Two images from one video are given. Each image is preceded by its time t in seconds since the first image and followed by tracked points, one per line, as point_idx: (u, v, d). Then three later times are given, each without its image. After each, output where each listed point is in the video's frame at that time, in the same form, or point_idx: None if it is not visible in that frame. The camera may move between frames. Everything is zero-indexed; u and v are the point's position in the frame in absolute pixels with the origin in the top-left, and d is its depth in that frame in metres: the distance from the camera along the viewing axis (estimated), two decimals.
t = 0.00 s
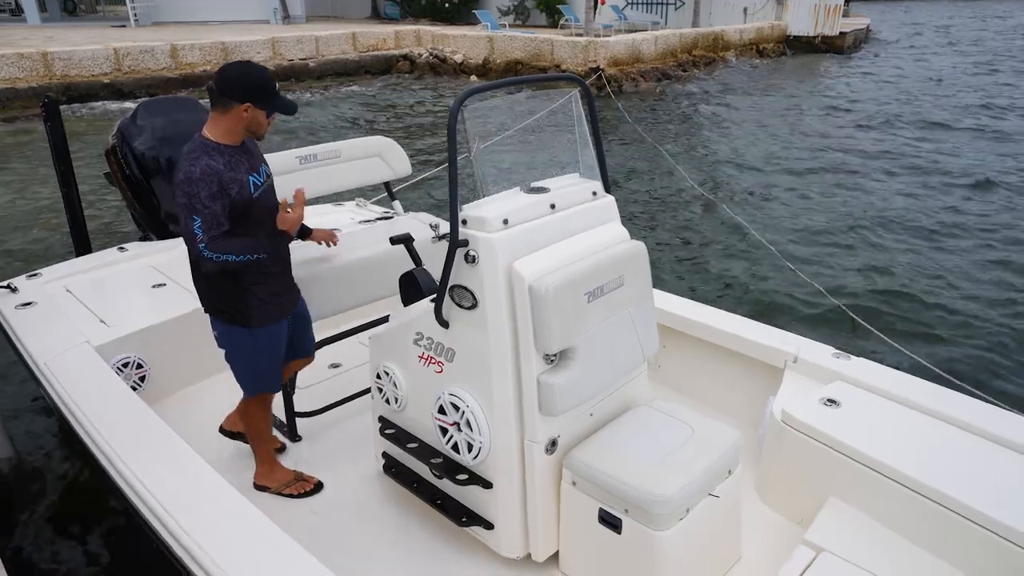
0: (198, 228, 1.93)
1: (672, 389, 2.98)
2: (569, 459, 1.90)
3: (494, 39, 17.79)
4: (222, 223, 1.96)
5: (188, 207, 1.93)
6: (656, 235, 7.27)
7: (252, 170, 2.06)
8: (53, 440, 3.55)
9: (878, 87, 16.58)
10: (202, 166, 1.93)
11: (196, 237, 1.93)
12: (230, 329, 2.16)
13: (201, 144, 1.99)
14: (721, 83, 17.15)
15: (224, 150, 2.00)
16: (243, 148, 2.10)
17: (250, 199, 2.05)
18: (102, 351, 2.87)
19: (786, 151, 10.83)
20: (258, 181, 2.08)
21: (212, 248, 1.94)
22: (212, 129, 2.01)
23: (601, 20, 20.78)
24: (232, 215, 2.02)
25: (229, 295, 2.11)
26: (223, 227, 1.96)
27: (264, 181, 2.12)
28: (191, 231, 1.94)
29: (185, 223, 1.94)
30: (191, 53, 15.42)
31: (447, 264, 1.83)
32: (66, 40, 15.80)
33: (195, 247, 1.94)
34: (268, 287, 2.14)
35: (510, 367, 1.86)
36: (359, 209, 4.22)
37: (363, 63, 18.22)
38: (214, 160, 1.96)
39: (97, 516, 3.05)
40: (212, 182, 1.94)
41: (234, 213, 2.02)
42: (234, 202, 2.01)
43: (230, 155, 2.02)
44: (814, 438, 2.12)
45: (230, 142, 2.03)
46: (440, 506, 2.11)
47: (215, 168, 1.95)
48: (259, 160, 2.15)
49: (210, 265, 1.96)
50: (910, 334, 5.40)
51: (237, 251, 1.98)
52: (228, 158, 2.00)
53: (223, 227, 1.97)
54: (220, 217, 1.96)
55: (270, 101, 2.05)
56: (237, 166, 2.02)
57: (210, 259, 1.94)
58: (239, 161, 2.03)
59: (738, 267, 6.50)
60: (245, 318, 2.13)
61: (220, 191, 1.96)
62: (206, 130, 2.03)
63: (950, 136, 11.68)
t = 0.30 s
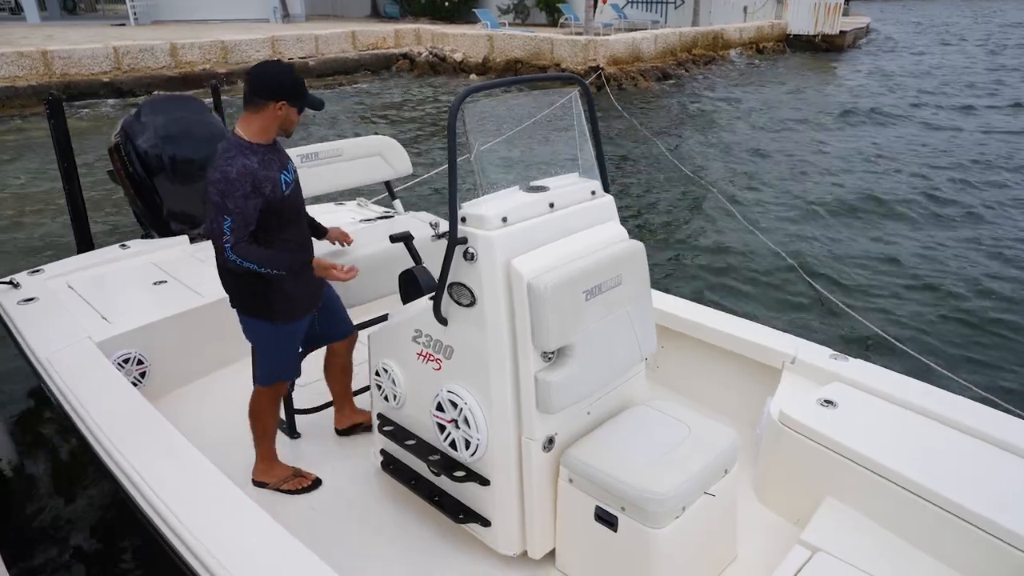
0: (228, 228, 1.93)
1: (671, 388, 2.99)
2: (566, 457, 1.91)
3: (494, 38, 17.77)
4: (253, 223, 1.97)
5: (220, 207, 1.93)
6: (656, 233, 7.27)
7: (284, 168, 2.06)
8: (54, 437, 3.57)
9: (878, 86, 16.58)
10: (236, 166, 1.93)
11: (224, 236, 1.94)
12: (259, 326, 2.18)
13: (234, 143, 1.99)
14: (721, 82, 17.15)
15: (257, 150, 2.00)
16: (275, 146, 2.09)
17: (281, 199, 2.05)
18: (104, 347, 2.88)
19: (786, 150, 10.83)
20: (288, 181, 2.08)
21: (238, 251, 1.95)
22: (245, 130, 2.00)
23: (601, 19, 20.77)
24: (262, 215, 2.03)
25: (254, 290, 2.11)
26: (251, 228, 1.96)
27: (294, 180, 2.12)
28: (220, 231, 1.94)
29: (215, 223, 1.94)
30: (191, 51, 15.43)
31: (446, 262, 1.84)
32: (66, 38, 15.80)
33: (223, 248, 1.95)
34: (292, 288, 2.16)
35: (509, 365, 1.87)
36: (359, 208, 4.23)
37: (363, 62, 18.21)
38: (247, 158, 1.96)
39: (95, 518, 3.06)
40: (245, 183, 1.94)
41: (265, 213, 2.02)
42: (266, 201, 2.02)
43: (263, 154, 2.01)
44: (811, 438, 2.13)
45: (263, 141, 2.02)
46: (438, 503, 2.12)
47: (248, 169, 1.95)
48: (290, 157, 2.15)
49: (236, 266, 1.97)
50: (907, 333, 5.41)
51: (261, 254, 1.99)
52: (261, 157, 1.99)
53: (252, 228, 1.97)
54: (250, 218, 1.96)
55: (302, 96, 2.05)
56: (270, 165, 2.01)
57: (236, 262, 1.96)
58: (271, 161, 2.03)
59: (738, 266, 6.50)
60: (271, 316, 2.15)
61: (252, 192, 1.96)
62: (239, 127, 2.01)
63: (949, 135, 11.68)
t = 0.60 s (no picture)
0: (283, 191, 1.96)
1: (671, 386, 2.98)
2: (566, 457, 1.91)
3: (494, 33, 17.73)
4: (307, 192, 1.99)
5: (277, 171, 1.97)
6: (656, 230, 7.26)
7: (343, 154, 2.10)
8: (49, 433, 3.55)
9: (878, 82, 16.53)
10: (297, 138, 1.99)
11: (279, 200, 1.97)
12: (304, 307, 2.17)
13: (298, 121, 2.04)
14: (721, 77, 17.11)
15: (322, 130, 2.05)
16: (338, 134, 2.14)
17: (337, 180, 2.08)
18: (101, 345, 2.88)
19: (786, 145, 10.81)
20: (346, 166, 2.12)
21: (287, 215, 1.97)
22: (308, 112, 2.05)
23: (601, 14, 20.71)
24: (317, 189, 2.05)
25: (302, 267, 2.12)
26: (305, 197, 1.98)
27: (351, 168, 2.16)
28: (275, 194, 1.98)
29: (271, 186, 1.98)
30: (190, 46, 15.42)
31: (444, 262, 1.83)
32: (65, 34, 15.78)
33: (275, 210, 1.98)
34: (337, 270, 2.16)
35: (508, 365, 1.86)
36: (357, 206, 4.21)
37: (363, 57, 18.18)
38: (308, 135, 2.02)
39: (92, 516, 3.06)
40: (304, 155, 1.98)
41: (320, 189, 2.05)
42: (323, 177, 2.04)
43: (326, 136, 2.06)
44: (812, 437, 2.12)
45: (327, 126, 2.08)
46: (438, 503, 2.12)
47: (309, 143, 1.99)
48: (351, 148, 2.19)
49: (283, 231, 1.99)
50: (907, 329, 5.40)
51: (311, 220, 1.99)
52: (323, 137, 2.04)
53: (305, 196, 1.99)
54: (306, 187, 1.99)
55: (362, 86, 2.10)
56: (331, 146, 2.06)
57: (284, 224, 1.97)
58: (333, 143, 2.07)
59: (738, 261, 6.49)
60: (316, 297, 2.15)
61: (310, 164, 1.99)
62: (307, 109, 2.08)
63: (950, 130, 11.65)
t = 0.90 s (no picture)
0: (334, 145, 2.00)
1: (673, 387, 2.96)
2: (567, 459, 1.89)
3: (494, 33, 17.71)
4: (356, 153, 2.03)
5: (333, 127, 2.02)
6: (657, 229, 7.24)
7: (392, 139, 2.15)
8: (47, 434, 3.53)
9: (878, 81, 16.52)
10: (356, 106, 2.05)
11: (327, 151, 2.00)
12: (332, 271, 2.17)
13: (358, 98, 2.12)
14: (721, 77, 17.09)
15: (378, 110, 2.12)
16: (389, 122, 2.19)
17: (383, 157, 2.11)
18: (97, 352, 2.86)
19: (786, 145, 10.79)
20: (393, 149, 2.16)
21: (335, 166, 2.00)
22: (368, 88, 2.11)
23: (601, 14, 20.68)
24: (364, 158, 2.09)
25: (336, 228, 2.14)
26: (352, 156, 2.02)
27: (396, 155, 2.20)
28: (326, 146, 2.01)
29: (324, 139, 2.03)
30: (190, 46, 15.40)
31: (442, 264, 1.81)
32: (65, 33, 15.76)
33: (323, 160, 2.01)
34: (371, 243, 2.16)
35: (508, 367, 1.84)
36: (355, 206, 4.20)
37: (363, 57, 18.16)
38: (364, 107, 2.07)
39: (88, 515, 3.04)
40: (360, 121, 2.04)
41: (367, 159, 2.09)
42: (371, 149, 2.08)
43: (381, 116, 2.13)
44: (815, 436, 2.10)
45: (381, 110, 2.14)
46: (439, 506, 2.10)
47: (366, 114, 2.06)
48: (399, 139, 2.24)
49: (326, 181, 2.00)
50: (910, 326, 5.38)
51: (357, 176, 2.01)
52: (378, 115, 2.11)
53: (354, 157, 2.03)
54: (355, 148, 2.02)
55: (418, 76, 2.17)
56: (384, 125, 2.12)
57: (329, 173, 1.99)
58: (386, 125, 2.13)
59: (739, 261, 6.47)
60: (344, 263, 2.15)
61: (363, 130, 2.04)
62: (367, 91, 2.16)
63: (950, 130, 11.64)
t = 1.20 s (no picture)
0: (367, 122, 2.04)
1: (674, 386, 2.94)
2: (571, 454, 1.88)
3: (494, 32, 17.69)
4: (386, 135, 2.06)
5: (368, 106, 2.07)
6: (658, 228, 7.22)
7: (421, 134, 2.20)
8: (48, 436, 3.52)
9: (879, 81, 16.50)
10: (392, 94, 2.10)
11: (359, 124, 2.04)
12: (347, 248, 2.20)
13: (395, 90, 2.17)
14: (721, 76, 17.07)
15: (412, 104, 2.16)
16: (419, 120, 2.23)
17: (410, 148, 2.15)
18: (96, 353, 2.85)
19: (787, 144, 10.78)
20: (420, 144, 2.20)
21: (365, 139, 2.03)
22: (395, 88, 2.14)
23: (601, 13, 20.64)
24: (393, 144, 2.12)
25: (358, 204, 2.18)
26: (384, 135, 2.05)
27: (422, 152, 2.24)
28: (359, 121, 2.05)
29: (357, 115, 2.06)
30: (190, 46, 15.38)
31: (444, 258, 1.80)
32: (66, 33, 15.75)
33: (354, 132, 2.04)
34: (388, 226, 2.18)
35: (510, 362, 1.83)
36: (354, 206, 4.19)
37: (363, 56, 18.14)
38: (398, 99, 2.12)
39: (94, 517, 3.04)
40: (395, 107, 2.08)
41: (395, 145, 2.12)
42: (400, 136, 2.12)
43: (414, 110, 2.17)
44: (819, 431, 2.09)
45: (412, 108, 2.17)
46: (441, 504, 2.09)
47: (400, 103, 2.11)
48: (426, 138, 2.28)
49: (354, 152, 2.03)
50: (913, 323, 5.37)
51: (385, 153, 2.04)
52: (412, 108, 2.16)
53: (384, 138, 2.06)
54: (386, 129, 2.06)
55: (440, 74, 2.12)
56: (415, 119, 2.16)
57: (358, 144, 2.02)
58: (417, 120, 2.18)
59: (741, 260, 6.45)
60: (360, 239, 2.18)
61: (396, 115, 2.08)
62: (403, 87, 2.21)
63: (951, 128, 11.63)
